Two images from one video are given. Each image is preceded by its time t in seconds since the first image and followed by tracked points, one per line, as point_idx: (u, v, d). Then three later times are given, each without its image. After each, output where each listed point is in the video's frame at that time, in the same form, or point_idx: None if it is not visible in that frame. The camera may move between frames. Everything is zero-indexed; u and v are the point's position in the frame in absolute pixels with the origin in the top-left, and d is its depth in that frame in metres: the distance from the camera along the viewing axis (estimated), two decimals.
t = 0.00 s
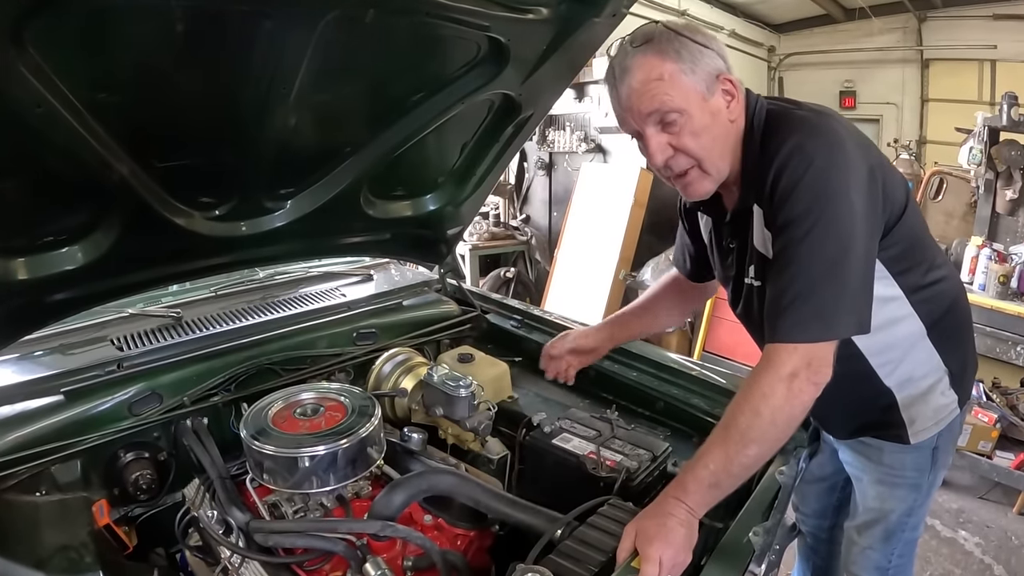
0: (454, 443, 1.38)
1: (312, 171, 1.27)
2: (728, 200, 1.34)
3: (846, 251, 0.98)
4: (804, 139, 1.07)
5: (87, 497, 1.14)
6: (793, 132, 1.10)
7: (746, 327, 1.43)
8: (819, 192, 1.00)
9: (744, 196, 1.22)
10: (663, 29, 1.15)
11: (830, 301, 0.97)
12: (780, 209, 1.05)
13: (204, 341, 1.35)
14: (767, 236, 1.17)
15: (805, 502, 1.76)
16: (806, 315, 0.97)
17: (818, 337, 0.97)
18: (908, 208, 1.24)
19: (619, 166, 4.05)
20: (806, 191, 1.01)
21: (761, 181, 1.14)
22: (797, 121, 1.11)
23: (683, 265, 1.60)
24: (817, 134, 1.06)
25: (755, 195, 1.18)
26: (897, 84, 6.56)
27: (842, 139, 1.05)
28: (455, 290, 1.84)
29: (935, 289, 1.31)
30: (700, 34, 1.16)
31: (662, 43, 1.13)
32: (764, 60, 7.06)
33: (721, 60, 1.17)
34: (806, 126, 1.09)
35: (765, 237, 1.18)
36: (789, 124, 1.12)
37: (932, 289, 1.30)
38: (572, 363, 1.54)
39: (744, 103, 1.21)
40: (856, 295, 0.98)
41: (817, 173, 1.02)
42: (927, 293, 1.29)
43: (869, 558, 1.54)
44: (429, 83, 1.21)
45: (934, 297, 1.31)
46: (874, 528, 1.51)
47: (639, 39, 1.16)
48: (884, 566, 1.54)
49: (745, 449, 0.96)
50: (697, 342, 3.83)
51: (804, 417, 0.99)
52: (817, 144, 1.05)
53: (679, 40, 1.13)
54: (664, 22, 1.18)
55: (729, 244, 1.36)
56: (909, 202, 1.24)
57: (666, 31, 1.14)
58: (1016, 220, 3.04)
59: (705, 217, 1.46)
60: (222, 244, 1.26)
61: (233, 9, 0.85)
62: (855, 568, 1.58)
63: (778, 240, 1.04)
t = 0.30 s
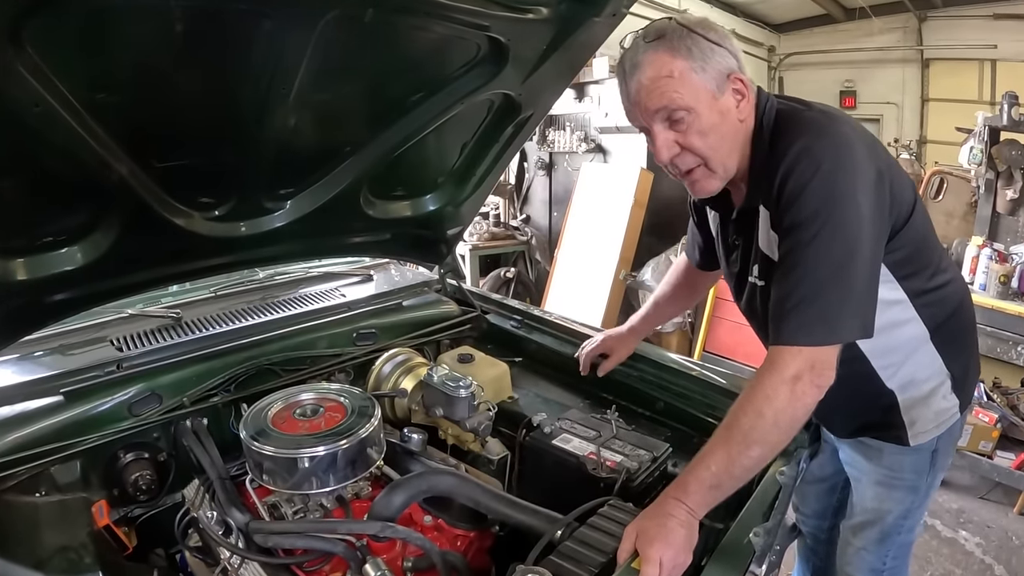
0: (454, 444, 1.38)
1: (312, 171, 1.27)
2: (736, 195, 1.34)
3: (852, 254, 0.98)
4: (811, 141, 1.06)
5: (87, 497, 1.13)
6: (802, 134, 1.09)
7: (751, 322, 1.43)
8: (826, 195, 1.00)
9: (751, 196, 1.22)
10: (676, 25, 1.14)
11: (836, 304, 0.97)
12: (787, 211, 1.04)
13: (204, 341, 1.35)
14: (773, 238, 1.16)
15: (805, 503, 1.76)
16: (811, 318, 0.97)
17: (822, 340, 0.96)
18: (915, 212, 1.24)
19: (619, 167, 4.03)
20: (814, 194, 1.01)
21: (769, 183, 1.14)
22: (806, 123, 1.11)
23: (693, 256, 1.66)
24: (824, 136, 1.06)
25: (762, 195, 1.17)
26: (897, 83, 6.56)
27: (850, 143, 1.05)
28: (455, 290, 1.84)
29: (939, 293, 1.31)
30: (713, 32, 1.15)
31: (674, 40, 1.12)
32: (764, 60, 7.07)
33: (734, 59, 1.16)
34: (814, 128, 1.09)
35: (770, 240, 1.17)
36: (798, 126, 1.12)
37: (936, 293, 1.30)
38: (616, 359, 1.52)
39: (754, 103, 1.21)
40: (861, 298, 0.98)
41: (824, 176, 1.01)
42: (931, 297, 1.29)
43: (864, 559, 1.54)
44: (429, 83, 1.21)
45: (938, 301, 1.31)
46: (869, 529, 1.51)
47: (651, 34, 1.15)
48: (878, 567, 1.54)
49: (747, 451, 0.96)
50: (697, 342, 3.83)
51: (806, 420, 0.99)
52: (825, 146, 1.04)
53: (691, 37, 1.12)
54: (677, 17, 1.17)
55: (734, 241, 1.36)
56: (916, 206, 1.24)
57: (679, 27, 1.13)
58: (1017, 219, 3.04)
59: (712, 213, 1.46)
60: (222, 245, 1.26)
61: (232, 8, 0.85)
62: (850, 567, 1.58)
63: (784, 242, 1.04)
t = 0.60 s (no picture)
0: (454, 444, 1.38)
1: (312, 171, 1.27)
2: (748, 194, 1.34)
3: (861, 259, 0.97)
4: (825, 144, 1.06)
5: (86, 498, 1.13)
6: (816, 137, 1.09)
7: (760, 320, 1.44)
8: (838, 198, 1.00)
9: (766, 196, 1.23)
10: (691, 21, 1.14)
11: (843, 309, 0.97)
12: (798, 213, 1.04)
13: (204, 342, 1.35)
14: (783, 243, 1.16)
15: (805, 505, 1.76)
16: (819, 322, 0.97)
17: (829, 346, 0.96)
18: (929, 217, 1.23)
19: (618, 167, 4.02)
20: (824, 197, 1.01)
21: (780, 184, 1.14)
22: (820, 125, 1.11)
23: (700, 251, 1.66)
24: (838, 140, 1.06)
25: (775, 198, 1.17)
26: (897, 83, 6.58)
27: (863, 147, 1.04)
28: (455, 291, 1.84)
29: (951, 302, 1.31)
30: (728, 28, 1.15)
31: (689, 34, 1.12)
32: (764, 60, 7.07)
33: (748, 54, 1.16)
34: (829, 131, 1.09)
35: (779, 243, 1.17)
36: (812, 127, 1.12)
37: (947, 302, 1.30)
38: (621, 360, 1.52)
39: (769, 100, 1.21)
40: (870, 303, 0.98)
41: (836, 179, 1.01)
42: (941, 305, 1.29)
43: (867, 559, 1.53)
44: (429, 83, 1.21)
45: (949, 309, 1.31)
46: (872, 529, 1.51)
47: (666, 29, 1.16)
48: (881, 568, 1.53)
49: (750, 454, 0.95)
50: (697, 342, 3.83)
51: (811, 425, 0.99)
52: (837, 150, 1.04)
53: (706, 32, 1.12)
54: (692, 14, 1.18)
55: (747, 239, 1.37)
56: (930, 212, 1.23)
57: (694, 23, 1.14)
58: (1017, 219, 3.04)
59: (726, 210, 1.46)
60: (222, 246, 1.26)
61: (232, 9, 0.85)
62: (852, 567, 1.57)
63: (794, 244, 1.04)
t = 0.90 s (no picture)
0: (454, 444, 1.38)
1: (312, 171, 1.27)
2: (774, 190, 1.33)
3: (882, 270, 0.97)
4: (855, 153, 1.05)
5: (86, 498, 1.12)
6: (846, 144, 1.08)
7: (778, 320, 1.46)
8: (863, 210, 0.99)
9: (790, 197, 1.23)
10: (723, 17, 1.13)
11: (861, 320, 0.96)
12: (823, 220, 1.03)
13: (205, 341, 1.35)
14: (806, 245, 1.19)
15: (807, 505, 1.73)
16: (836, 330, 0.96)
17: (843, 354, 0.95)
18: (953, 226, 1.22)
19: (618, 167, 4.02)
20: (851, 206, 1.00)
21: (808, 189, 1.13)
22: (852, 132, 1.09)
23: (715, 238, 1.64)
24: (869, 149, 1.04)
25: (799, 201, 1.19)
26: (897, 84, 6.67)
27: (893, 157, 1.03)
28: (455, 291, 1.84)
29: (970, 310, 1.30)
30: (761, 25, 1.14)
31: (720, 32, 1.11)
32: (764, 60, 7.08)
33: (781, 54, 1.15)
34: (862, 140, 1.07)
35: (802, 245, 1.20)
36: (843, 134, 1.10)
37: (967, 310, 1.29)
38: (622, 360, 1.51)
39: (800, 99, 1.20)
40: (884, 317, 0.97)
41: (863, 190, 1.00)
42: (962, 313, 1.29)
43: (882, 561, 1.53)
44: (428, 83, 1.21)
45: (969, 317, 1.30)
46: (889, 532, 1.51)
47: (698, 26, 1.15)
48: (898, 571, 1.53)
49: (756, 456, 0.95)
50: (697, 342, 3.83)
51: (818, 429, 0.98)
52: (867, 159, 1.03)
53: (738, 29, 1.11)
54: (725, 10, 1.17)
55: (769, 239, 1.38)
56: (955, 221, 1.22)
57: (726, 20, 1.13)
58: (1017, 219, 3.04)
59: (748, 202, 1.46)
60: (222, 246, 1.26)
61: (232, 9, 0.85)
62: (870, 569, 1.57)
63: (817, 251, 1.03)
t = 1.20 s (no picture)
0: (454, 444, 1.38)
1: (312, 171, 1.27)
2: (795, 196, 1.33)
3: (897, 276, 0.96)
4: (875, 161, 1.04)
5: (87, 498, 1.12)
6: (866, 150, 1.07)
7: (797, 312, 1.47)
8: (880, 216, 0.99)
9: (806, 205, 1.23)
10: (743, 32, 1.12)
11: (874, 324, 0.95)
12: (838, 223, 1.03)
13: (206, 341, 1.35)
14: (822, 249, 1.19)
15: (812, 506, 1.70)
16: (848, 331, 0.95)
17: (849, 354, 0.95)
18: (971, 233, 1.21)
19: (619, 167, 4.02)
20: (869, 211, 0.99)
21: (825, 194, 1.13)
22: (873, 140, 1.09)
23: (726, 235, 1.64)
24: (891, 156, 1.04)
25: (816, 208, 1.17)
26: (897, 84, 6.69)
27: (913, 166, 1.03)
28: (455, 291, 1.84)
29: (992, 316, 1.30)
30: (784, 39, 1.12)
31: (736, 49, 1.11)
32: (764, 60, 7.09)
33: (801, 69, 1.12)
34: (884, 149, 1.06)
35: (819, 250, 1.20)
36: (866, 141, 1.09)
37: (987, 316, 1.29)
38: (622, 361, 1.51)
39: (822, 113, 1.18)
40: (896, 322, 0.97)
41: (881, 198, 1.00)
42: (984, 318, 1.28)
43: (894, 564, 1.51)
44: (428, 83, 1.21)
45: (990, 323, 1.29)
46: (902, 535, 1.48)
47: (717, 38, 1.14)
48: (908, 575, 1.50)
49: (759, 455, 0.95)
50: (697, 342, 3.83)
51: (823, 429, 0.98)
52: (887, 166, 1.03)
53: (756, 47, 1.10)
54: (750, 20, 1.14)
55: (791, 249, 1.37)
56: (974, 227, 1.21)
57: (745, 35, 1.11)
58: (1016, 218, 3.05)
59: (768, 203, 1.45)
60: (222, 246, 1.26)
61: (232, 9, 0.85)
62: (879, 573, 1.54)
63: (831, 254, 1.03)
